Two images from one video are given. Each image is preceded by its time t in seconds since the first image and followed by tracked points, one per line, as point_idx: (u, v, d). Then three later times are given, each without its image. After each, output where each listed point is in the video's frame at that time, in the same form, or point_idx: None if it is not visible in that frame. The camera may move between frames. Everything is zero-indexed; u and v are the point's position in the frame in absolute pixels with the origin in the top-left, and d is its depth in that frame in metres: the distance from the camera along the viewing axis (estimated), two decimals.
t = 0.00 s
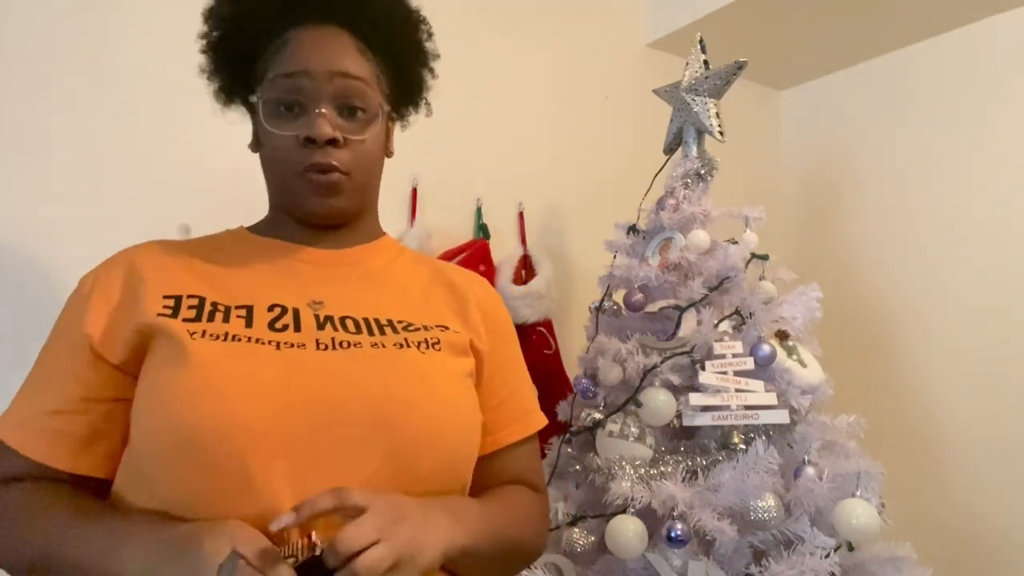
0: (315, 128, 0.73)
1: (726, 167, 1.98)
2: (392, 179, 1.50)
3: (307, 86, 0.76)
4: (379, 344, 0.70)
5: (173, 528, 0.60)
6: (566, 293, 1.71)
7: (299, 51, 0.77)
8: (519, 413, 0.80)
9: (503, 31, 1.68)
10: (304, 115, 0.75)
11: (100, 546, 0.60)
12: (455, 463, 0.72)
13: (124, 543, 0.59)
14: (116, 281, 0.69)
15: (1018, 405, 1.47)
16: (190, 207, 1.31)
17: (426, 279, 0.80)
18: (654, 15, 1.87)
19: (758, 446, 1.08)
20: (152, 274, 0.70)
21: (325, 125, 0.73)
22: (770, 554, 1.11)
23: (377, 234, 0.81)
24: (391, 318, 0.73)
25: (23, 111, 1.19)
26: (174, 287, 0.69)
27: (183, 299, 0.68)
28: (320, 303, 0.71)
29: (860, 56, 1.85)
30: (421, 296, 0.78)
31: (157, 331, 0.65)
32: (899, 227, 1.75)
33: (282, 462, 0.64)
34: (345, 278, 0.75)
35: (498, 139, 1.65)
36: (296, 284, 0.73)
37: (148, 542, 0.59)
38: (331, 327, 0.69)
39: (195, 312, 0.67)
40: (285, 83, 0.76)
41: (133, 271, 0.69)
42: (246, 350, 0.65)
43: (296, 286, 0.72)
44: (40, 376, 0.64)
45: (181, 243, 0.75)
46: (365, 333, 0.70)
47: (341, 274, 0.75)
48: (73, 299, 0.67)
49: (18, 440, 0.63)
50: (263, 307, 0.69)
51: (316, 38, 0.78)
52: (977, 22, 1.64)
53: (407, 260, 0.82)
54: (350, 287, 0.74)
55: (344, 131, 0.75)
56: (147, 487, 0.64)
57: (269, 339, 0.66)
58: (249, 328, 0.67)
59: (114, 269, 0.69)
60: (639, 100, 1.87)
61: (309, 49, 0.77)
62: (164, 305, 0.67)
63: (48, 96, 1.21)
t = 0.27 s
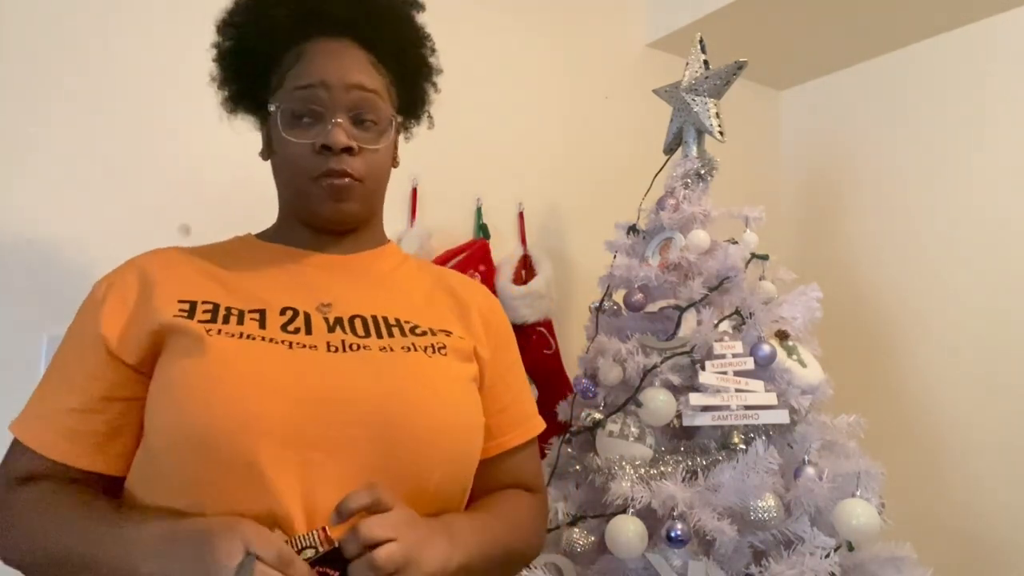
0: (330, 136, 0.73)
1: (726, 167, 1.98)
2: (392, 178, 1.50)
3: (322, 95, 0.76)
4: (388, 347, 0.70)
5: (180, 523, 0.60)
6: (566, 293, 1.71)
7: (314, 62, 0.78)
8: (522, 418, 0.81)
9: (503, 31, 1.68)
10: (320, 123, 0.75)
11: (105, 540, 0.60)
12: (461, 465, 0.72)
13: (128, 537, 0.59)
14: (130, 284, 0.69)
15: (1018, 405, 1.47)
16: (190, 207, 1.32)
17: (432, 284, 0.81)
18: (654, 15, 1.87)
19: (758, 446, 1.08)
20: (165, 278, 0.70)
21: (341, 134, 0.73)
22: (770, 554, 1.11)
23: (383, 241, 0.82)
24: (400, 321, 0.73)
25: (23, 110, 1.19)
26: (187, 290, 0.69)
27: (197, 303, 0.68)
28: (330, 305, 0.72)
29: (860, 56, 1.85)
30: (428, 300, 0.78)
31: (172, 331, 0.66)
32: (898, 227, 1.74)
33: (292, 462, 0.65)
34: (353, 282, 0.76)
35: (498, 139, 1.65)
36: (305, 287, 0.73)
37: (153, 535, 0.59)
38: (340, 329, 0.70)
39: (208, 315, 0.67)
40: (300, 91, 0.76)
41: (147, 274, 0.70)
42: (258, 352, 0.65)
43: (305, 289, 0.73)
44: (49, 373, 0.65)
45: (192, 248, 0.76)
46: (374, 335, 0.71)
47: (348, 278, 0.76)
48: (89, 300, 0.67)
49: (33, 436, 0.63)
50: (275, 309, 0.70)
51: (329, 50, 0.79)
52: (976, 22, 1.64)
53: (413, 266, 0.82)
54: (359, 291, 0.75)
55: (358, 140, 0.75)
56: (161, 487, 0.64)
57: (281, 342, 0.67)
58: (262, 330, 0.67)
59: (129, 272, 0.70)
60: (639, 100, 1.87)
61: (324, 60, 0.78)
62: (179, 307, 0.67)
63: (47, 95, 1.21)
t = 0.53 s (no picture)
0: (312, 122, 0.74)
1: (726, 167, 1.98)
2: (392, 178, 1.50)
3: (312, 87, 0.77)
4: (388, 344, 0.70)
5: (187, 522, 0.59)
6: (566, 293, 1.71)
7: (311, 61, 0.80)
8: (520, 413, 0.81)
9: (504, 31, 1.68)
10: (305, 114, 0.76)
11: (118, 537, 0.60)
12: (461, 462, 0.72)
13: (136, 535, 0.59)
14: (133, 286, 0.69)
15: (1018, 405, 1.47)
16: (190, 207, 1.32)
17: (430, 280, 0.81)
18: (654, 15, 1.87)
19: (758, 446, 1.08)
20: (167, 281, 0.70)
21: (324, 121, 0.74)
22: (770, 554, 1.11)
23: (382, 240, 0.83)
24: (400, 318, 0.74)
25: (25, 109, 1.19)
26: (191, 292, 0.70)
27: (200, 304, 0.69)
28: (330, 303, 0.72)
29: (860, 56, 1.85)
30: (428, 298, 0.79)
31: (177, 332, 0.66)
32: (898, 227, 1.74)
33: (298, 459, 0.65)
34: (355, 281, 0.76)
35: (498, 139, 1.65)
36: (307, 285, 0.74)
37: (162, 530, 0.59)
38: (341, 328, 0.70)
39: (211, 315, 0.68)
40: (293, 85, 0.78)
41: (150, 277, 0.70)
42: (259, 350, 0.65)
43: (307, 288, 0.73)
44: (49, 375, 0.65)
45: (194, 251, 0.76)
46: (375, 333, 0.71)
47: (351, 276, 0.76)
48: (91, 304, 0.67)
49: (43, 438, 0.63)
50: (278, 308, 0.70)
51: (328, 51, 0.81)
52: (977, 22, 1.64)
53: (412, 265, 0.83)
54: (360, 289, 0.75)
55: (343, 129, 0.75)
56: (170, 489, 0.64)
57: (281, 340, 0.67)
58: (266, 328, 0.68)
59: (133, 274, 0.70)
60: (639, 101, 1.87)
61: (321, 60, 0.80)
62: (182, 309, 0.68)
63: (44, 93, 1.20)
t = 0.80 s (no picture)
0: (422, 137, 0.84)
1: (726, 166, 1.98)
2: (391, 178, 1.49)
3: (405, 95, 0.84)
4: (404, 339, 0.74)
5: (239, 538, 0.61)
6: (566, 293, 1.71)
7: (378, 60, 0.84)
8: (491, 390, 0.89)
9: (503, 31, 1.68)
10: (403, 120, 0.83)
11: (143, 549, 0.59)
12: (468, 447, 0.77)
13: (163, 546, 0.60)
14: (128, 289, 0.66)
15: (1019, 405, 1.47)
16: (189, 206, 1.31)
17: (414, 271, 0.85)
18: (654, 15, 1.87)
19: (758, 446, 1.08)
20: (170, 281, 0.67)
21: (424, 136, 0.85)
22: (770, 554, 1.11)
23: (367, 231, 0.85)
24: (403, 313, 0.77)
25: (24, 108, 1.19)
26: (197, 292, 0.67)
27: (211, 306, 0.67)
28: (339, 297, 0.74)
29: (860, 56, 1.85)
30: (420, 290, 0.83)
31: (195, 338, 0.65)
32: (898, 227, 1.75)
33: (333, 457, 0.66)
34: (357, 275, 0.78)
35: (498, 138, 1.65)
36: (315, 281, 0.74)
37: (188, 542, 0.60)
38: (357, 324, 0.72)
39: (229, 319, 0.67)
40: (385, 86, 0.82)
41: (149, 278, 0.67)
42: (290, 353, 0.66)
43: (315, 282, 0.74)
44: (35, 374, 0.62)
45: (183, 244, 0.73)
46: (388, 329, 0.74)
47: (351, 269, 0.78)
48: (87, 308, 0.64)
49: (39, 452, 0.60)
50: (291, 306, 0.70)
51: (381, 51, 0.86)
52: (977, 22, 1.64)
53: (397, 255, 0.86)
54: (363, 284, 0.77)
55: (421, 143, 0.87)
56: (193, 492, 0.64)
57: (308, 340, 0.68)
58: (286, 330, 0.68)
59: (126, 276, 0.67)
60: (639, 101, 1.87)
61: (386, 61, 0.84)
62: (196, 314, 0.66)
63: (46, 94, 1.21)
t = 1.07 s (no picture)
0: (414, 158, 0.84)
1: (726, 167, 1.98)
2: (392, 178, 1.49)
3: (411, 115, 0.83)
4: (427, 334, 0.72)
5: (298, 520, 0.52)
6: (566, 292, 1.71)
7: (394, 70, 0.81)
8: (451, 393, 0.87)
9: (503, 30, 1.68)
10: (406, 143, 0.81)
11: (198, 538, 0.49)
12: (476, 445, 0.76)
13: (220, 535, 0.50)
14: (176, 246, 0.54)
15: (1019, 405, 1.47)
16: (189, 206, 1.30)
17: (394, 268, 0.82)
18: (654, 15, 1.87)
19: (758, 446, 1.08)
20: (221, 244, 0.57)
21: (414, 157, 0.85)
22: (770, 554, 1.11)
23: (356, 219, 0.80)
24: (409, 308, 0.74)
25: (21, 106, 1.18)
26: (256, 263, 0.58)
27: (276, 283, 0.59)
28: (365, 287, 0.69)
29: (860, 56, 1.85)
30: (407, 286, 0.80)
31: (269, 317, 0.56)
32: (897, 227, 1.75)
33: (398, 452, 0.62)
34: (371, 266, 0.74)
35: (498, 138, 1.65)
36: (346, 268, 0.68)
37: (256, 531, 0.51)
38: (391, 319, 0.69)
39: (296, 300, 0.59)
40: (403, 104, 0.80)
41: (196, 238, 0.55)
42: (360, 342, 0.61)
43: (346, 269, 0.68)
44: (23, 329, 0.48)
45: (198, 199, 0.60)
46: (414, 326, 0.71)
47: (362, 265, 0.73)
48: (123, 261, 0.51)
49: (41, 430, 0.47)
50: (338, 294, 0.64)
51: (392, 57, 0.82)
52: (976, 23, 1.64)
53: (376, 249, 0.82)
54: (376, 276, 0.73)
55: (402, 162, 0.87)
56: (231, 481, 0.55)
57: (369, 331, 0.63)
58: (349, 322, 0.62)
59: (165, 227, 0.54)
60: (638, 101, 1.87)
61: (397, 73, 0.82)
62: (263, 288, 0.57)
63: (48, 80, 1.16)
